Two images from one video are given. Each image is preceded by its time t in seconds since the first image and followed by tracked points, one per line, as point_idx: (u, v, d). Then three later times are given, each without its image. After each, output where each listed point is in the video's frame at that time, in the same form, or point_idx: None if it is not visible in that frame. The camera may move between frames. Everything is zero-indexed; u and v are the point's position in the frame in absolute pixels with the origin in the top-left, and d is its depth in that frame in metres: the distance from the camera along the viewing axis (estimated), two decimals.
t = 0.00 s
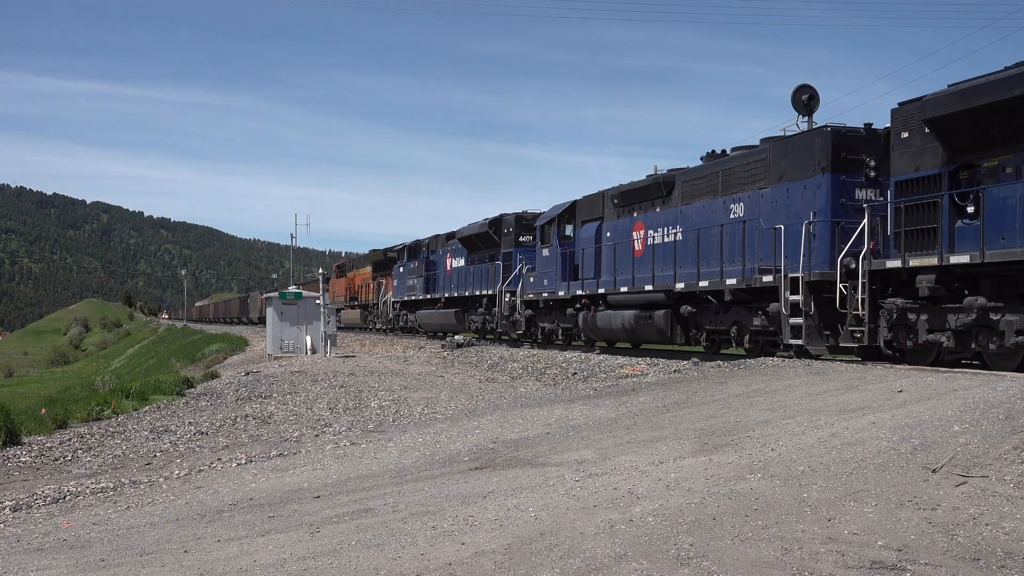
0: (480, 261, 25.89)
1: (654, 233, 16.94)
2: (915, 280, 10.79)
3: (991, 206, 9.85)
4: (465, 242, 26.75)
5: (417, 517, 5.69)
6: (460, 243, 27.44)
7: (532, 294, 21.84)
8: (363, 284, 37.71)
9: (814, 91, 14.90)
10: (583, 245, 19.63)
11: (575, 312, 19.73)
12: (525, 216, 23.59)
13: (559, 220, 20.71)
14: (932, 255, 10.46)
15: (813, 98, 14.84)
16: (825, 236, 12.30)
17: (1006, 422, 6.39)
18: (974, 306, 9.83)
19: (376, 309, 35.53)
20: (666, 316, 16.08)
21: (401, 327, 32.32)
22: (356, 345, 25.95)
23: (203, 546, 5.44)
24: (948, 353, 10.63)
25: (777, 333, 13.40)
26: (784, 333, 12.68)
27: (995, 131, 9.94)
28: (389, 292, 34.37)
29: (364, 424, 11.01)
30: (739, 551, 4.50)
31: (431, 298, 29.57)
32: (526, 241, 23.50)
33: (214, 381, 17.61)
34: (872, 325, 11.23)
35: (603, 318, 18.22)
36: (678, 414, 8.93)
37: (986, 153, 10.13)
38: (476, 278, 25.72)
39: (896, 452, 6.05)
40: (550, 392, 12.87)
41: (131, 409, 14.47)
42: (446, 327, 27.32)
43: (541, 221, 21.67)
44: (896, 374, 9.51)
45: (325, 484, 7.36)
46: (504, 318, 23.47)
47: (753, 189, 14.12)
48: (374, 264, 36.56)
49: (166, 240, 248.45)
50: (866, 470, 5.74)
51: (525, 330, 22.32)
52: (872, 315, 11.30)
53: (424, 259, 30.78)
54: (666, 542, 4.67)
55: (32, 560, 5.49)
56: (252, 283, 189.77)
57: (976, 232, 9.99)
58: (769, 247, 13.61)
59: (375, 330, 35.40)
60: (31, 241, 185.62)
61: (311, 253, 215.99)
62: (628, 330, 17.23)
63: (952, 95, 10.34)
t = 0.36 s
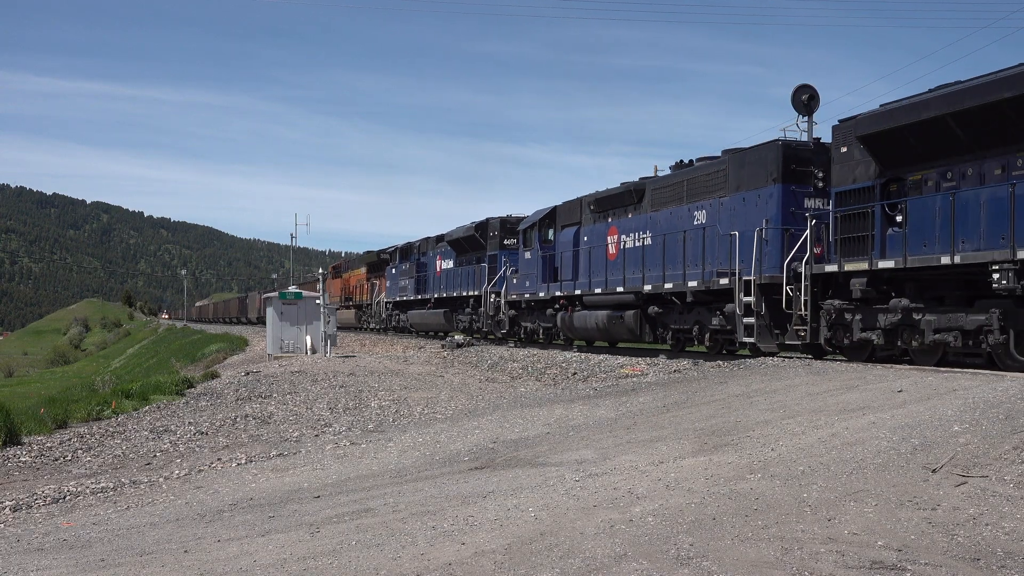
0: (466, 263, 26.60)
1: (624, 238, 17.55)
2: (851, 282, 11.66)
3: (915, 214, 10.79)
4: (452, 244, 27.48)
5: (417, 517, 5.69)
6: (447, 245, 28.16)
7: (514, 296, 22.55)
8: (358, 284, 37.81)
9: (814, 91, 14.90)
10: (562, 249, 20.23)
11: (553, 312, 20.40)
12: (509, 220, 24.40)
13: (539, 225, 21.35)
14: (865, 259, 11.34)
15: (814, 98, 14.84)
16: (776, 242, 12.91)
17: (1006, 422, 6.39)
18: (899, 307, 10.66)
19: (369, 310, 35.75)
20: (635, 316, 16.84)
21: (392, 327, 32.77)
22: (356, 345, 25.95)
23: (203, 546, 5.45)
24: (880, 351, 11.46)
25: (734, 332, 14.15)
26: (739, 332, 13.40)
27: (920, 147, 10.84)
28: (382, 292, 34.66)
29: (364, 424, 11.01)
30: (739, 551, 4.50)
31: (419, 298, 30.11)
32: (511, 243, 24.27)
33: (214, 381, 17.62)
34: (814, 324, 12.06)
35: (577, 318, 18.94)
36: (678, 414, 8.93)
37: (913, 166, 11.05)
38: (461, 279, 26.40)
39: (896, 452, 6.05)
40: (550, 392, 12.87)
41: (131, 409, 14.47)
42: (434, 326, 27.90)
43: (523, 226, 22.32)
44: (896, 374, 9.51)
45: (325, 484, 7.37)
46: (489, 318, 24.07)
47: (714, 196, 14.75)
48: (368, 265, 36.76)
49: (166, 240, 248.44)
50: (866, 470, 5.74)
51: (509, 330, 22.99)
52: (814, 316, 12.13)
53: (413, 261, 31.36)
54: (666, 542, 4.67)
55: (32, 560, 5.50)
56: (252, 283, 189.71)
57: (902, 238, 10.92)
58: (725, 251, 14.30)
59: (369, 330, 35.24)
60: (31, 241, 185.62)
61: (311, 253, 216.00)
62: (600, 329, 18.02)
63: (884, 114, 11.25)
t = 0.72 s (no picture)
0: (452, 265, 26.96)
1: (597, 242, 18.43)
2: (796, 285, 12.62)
3: (853, 224, 11.65)
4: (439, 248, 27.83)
5: (417, 517, 5.69)
6: (435, 247, 28.44)
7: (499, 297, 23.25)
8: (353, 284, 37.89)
9: (814, 91, 14.90)
10: (542, 252, 21.06)
11: (535, 312, 21.14)
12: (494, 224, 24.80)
13: (520, 229, 22.16)
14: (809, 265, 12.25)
15: (814, 98, 14.83)
16: (733, 247, 13.84)
17: (1006, 422, 6.38)
18: (836, 308, 11.61)
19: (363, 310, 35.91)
20: (607, 316, 17.71)
21: (385, 326, 33.02)
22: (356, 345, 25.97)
23: (203, 546, 5.44)
24: (824, 347, 12.46)
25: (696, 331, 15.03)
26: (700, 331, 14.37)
27: (857, 161, 11.76)
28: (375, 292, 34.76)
29: (364, 424, 11.01)
30: (739, 551, 4.49)
31: (409, 299, 30.39)
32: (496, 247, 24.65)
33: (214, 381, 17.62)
34: (764, 324, 13.07)
35: (555, 318, 19.77)
36: (677, 414, 8.93)
37: (851, 178, 11.98)
38: (448, 281, 26.78)
39: (896, 452, 6.05)
40: (550, 392, 12.87)
41: (131, 409, 14.47)
42: (425, 327, 28.27)
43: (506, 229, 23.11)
44: (896, 374, 9.51)
45: (325, 484, 7.37)
46: (476, 319, 24.65)
47: (679, 204, 15.62)
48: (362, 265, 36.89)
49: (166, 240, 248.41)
50: (866, 470, 5.74)
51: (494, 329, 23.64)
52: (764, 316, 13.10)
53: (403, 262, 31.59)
54: (666, 542, 4.67)
55: (32, 560, 5.50)
56: (252, 283, 189.66)
57: (839, 245, 11.77)
58: (687, 256, 15.18)
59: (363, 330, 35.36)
60: (31, 241, 185.60)
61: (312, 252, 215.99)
62: (576, 330, 18.86)
63: (826, 130, 12.11)
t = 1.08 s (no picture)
0: (442, 267, 27.14)
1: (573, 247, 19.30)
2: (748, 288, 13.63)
3: (799, 230, 12.66)
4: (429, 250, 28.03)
5: (417, 517, 5.69)
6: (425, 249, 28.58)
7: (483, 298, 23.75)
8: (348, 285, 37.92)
9: (814, 91, 14.90)
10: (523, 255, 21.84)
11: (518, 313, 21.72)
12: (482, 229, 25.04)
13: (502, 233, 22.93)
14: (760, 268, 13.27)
15: (814, 98, 14.83)
16: (696, 252, 14.78)
17: (1006, 422, 6.39)
18: (783, 308, 12.62)
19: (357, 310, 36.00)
20: (583, 316, 18.52)
21: (377, 326, 33.13)
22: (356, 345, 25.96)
23: (203, 546, 5.45)
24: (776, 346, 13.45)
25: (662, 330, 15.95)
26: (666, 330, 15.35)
27: (802, 173, 12.78)
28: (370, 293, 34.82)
29: (364, 424, 11.01)
30: (739, 551, 4.49)
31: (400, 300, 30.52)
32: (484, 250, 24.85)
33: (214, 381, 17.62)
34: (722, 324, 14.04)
35: (534, 319, 20.47)
36: (678, 414, 8.93)
37: (796, 190, 13.00)
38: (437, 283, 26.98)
39: (896, 452, 6.05)
40: (550, 392, 12.88)
41: (131, 409, 14.48)
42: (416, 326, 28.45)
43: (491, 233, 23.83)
44: (897, 374, 9.51)
45: (325, 484, 7.37)
46: (461, 319, 25.13)
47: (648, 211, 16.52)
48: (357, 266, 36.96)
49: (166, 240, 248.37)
50: (866, 470, 5.74)
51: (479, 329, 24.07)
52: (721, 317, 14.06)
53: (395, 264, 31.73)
54: (666, 542, 4.68)
55: (32, 560, 5.50)
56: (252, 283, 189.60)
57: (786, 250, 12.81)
58: (655, 260, 16.09)
59: (356, 330, 35.41)
60: (31, 241, 185.61)
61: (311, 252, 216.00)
62: (554, 329, 19.58)
63: (774, 145, 13.13)
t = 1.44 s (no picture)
0: (431, 268, 27.29)
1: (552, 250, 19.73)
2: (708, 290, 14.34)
3: (754, 237, 13.42)
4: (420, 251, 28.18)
5: (417, 517, 5.69)
6: (416, 251, 28.69)
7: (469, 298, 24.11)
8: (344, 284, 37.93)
9: (814, 91, 14.90)
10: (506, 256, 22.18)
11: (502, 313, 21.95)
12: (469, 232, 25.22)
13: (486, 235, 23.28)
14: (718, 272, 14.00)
15: (814, 98, 14.83)
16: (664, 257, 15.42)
17: (1006, 422, 6.38)
18: (738, 308, 13.35)
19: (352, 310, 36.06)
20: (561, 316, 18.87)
21: (371, 326, 33.23)
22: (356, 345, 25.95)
23: (203, 546, 5.44)
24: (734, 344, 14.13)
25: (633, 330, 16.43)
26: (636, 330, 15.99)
27: (754, 184, 13.53)
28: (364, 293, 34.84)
29: (364, 424, 11.01)
30: (738, 551, 4.49)
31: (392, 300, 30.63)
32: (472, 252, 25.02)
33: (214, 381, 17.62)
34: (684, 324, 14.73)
35: (517, 319, 20.80)
36: (678, 414, 8.93)
37: (751, 199, 13.78)
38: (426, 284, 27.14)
39: (896, 452, 6.05)
40: (550, 392, 12.88)
41: (130, 409, 14.47)
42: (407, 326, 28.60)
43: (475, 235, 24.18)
44: (897, 374, 9.51)
45: (325, 484, 7.37)
46: (450, 318, 25.30)
47: (622, 217, 17.03)
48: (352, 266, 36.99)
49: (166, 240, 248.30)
50: (866, 470, 5.74)
51: (466, 328, 24.29)
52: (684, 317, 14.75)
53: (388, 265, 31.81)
54: (666, 542, 4.67)
55: (32, 560, 5.50)
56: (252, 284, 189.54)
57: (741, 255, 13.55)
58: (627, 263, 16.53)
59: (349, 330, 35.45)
60: (31, 241, 185.59)
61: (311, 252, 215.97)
62: (535, 329, 19.92)
63: (731, 157, 13.87)
